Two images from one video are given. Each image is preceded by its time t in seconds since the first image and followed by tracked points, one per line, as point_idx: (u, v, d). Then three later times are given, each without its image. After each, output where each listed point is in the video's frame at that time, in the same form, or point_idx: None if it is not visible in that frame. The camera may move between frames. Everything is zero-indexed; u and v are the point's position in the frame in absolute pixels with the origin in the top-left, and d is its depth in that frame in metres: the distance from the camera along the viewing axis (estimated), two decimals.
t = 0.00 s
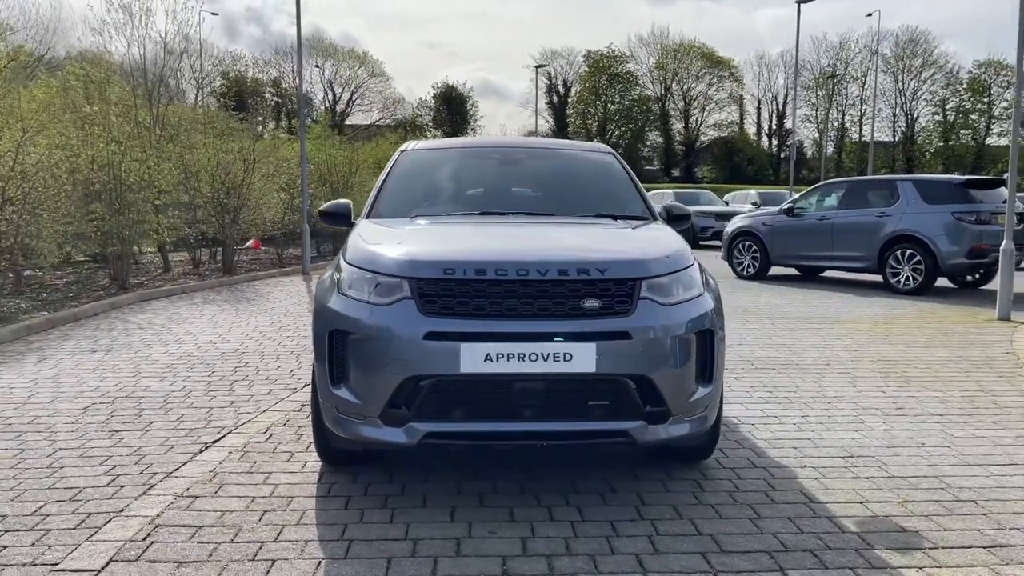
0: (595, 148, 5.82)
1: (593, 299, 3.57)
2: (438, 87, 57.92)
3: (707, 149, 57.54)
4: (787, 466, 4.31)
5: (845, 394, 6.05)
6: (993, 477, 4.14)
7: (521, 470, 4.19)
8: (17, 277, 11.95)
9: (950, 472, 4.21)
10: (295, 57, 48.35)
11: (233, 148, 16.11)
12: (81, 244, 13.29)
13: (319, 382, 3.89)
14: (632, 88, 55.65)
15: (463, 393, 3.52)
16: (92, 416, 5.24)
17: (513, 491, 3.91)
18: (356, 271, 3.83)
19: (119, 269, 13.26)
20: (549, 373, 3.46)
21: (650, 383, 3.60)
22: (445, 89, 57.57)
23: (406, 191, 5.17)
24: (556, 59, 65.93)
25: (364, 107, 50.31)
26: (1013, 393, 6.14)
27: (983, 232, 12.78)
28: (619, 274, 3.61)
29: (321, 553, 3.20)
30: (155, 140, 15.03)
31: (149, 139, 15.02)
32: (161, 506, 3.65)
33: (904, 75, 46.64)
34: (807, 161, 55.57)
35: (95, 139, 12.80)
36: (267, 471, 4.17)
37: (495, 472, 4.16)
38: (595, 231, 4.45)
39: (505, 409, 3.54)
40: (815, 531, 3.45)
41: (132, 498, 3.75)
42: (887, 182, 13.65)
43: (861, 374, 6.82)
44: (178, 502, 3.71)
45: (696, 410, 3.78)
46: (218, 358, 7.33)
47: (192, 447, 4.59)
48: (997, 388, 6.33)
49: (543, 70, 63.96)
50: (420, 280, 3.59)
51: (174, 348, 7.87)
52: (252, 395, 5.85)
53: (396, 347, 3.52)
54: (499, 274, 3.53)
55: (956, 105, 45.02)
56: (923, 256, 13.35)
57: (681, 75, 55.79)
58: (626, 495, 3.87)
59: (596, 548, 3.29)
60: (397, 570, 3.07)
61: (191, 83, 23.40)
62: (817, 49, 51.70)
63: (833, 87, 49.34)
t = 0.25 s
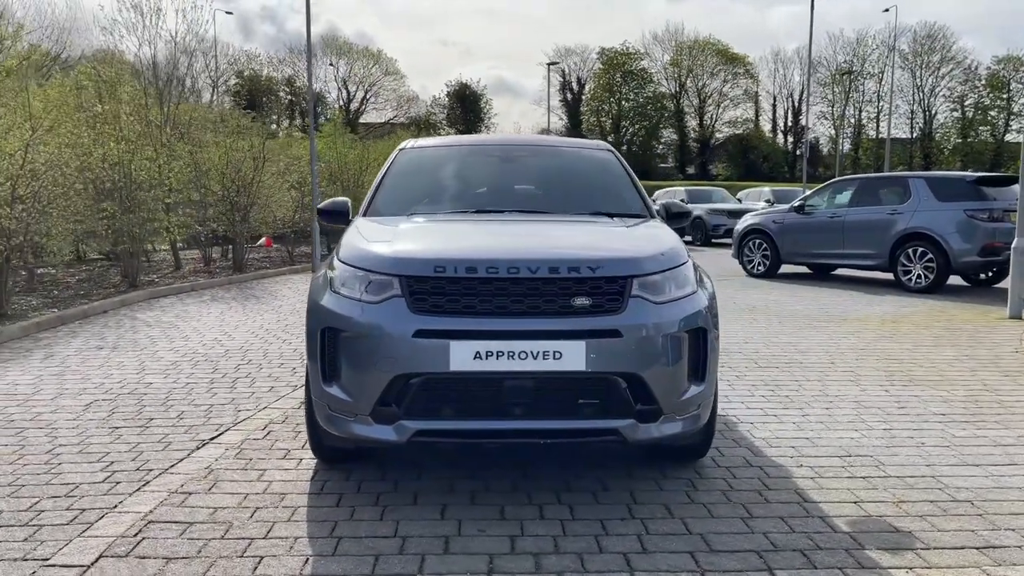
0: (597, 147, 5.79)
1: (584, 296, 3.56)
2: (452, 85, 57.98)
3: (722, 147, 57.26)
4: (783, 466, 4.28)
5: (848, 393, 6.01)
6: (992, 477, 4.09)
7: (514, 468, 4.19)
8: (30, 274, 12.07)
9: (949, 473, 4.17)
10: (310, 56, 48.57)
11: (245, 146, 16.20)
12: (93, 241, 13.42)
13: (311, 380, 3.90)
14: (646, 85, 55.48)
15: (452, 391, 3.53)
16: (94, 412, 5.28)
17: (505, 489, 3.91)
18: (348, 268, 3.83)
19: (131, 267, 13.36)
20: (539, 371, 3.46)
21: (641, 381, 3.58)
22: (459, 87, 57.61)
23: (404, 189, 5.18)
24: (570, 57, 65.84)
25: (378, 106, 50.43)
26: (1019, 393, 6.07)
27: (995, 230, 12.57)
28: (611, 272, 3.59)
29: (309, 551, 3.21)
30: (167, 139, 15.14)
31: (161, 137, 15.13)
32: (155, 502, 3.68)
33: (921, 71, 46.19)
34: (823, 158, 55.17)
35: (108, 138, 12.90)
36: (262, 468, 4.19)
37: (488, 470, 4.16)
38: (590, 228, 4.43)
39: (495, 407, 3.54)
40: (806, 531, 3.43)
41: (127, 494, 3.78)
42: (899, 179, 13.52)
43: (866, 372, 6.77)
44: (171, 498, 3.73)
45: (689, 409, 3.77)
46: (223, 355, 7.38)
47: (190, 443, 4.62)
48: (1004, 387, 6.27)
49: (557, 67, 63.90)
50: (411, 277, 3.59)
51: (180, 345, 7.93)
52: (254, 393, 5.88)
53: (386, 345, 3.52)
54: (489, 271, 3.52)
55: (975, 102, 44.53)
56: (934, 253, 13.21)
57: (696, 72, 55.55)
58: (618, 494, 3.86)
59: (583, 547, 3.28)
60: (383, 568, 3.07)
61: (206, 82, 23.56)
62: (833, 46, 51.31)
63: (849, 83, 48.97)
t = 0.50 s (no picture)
0: (596, 144, 5.79)
1: (578, 293, 3.56)
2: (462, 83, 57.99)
3: (732, 144, 57.03)
4: (780, 463, 4.27)
5: (849, 390, 5.99)
6: (990, 475, 4.07)
7: (511, 465, 4.20)
8: (40, 272, 12.16)
9: (947, 471, 4.15)
10: (320, 54, 48.65)
11: (253, 144, 16.25)
12: (102, 238, 13.50)
13: (307, 377, 3.91)
14: (656, 82, 55.33)
15: (446, 388, 3.54)
16: (97, 408, 5.33)
17: (500, 485, 3.92)
18: (343, 265, 3.85)
19: (139, 265, 13.44)
20: (532, 368, 3.46)
21: (635, 378, 3.59)
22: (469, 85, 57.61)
23: (402, 186, 5.20)
24: (580, 54, 65.74)
25: (389, 104, 50.50)
26: None
27: (1005, 227, 12.50)
28: (605, 269, 3.59)
29: (302, 546, 3.23)
30: (175, 137, 15.19)
31: (169, 135, 15.18)
32: (152, 497, 3.71)
33: (934, 68, 45.82)
34: (834, 155, 54.87)
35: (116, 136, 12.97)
36: (260, 464, 4.21)
37: (485, 467, 4.17)
38: (587, 226, 4.43)
39: (488, 403, 3.55)
40: (800, 528, 3.42)
41: (125, 490, 3.81)
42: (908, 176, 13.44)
43: (869, 370, 6.73)
44: (168, 493, 3.76)
45: (684, 406, 3.76)
46: (227, 352, 7.42)
47: (189, 439, 4.65)
48: (1008, 385, 6.22)
49: (567, 65, 63.82)
50: (405, 274, 3.60)
51: (184, 342, 7.97)
52: (255, 389, 5.92)
53: (380, 342, 3.53)
54: (483, 268, 3.53)
55: (988, 98, 44.16)
56: (943, 251, 13.11)
57: (706, 70, 55.36)
58: (613, 491, 3.87)
59: (576, 543, 3.28)
60: (375, 564, 3.08)
61: (215, 80, 23.64)
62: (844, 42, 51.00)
63: (861, 80, 48.69)
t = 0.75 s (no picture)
0: (597, 139, 5.77)
1: (573, 287, 3.55)
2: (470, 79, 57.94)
3: (742, 140, 56.78)
4: (779, 458, 4.26)
5: (852, 386, 5.95)
6: (990, 471, 4.04)
7: (508, 459, 4.20)
8: (47, 268, 12.23)
9: (946, 466, 4.12)
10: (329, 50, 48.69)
11: (261, 140, 16.28)
12: (109, 234, 13.55)
13: (303, 372, 3.92)
14: (666, 79, 55.15)
15: (441, 382, 3.54)
16: (98, 403, 5.35)
17: (496, 479, 3.92)
18: (339, 260, 3.85)
19: (146, 261, 13.50)
20: (526, 362, 3.46)
21: (630, 373, 3.58)
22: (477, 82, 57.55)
23: (402, 181, 5.19)
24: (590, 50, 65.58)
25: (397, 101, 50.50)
26: None
27: (1013, 223, 12.34)
28: (600, 263, 3.58)
29: (296, 539, 3.23)
30: (183, 134, 15.24)
31: (177, 132, 15.23)
32: (149, 490, 3.72)
33: (946, 63, 45.50)
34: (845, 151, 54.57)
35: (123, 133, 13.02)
36: (257, 457, 4.22)
37: (482, 461, 4.17)
38: (585, 220, 4.42)
39: (483, 398, 3.55)
40: (795, 523, 3.40)
41: (122, 483, 3.83)
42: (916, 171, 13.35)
43: (872, 366, 6.70)
44: (165, 487, 3.77)
45: (680, 401, 3.75)
46: (230, 347, 7.44)
47: (188, 433, 4.67)
48: (1013, 381, 6.17)
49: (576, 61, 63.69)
50: (400, 268, 3.60)
51: (188, 337, 8.00)
52: (256, 384, 5.93)
53: (375, 337, 3.53)
54: (478, 263, 3.52)
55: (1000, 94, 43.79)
56: (951, 247, 13.03)
57: (716, 66, 55.15)
58: (609, 485, 3.86)
59: (569, 537, 3.28)
60: (367, 557, 3.09)
61: (224, 77, 23.69)
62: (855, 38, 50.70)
63: (872, 76, 48.40)
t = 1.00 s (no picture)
0: (600, 132, 5.74)
1: (573, 282, 3.53)
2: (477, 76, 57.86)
3: (750, 136, 56.57)
4: (782, 454, 4.23)
5: (857, 382, 5.92)
6: (994, 468, 4.00)
7: (509, 454, 4.19)
8: (55, 263, 12.27)
9: (950, 462, 4.09)
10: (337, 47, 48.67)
11: (268, 137, 16.29)
12: (116, 230, 13.58)
13: (304, 367, 3.91)
14: (673, 74, 54.96)
15: (440, 376, 3.53)
16: (101, 397, 5.36)
17: (497, 474, 3.91)
18: (339, 254, 3.84)
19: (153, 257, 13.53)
20: (526, 357, 3.44)
21: (631, 368, 3.56)
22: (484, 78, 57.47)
23: (404, 176, 5.18)
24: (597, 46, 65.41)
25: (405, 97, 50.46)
26: None
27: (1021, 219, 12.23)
28: (601, 258, 3.56)
29: (296, 534, 3.23)
30: (190, 130, 15.26)
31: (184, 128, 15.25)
32: (150, 484, 3.73)
33: (956, 58, 45.22)
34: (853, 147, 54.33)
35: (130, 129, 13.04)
36: (259, 452, 4.22)
37: (483, 457, 4.16)
38: (587, 214, 4.39)
39: (483, 392, 3.54)
40: (797, 519, 3.38)
41: (123, 477, 3.83)
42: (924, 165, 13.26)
43: (878, 362, 6.66)
44: (166, 481, 3.78)
45: (681, 396, 3.73)
46: (234, 342, 7.45)
47: (191, 428, 4.67)
48: (1020, 377, 6.13)
49: (583, 57, 63.55)
50: (400, 263, 3.59)
51: (193, 333, 8.02)
52: (259, 379, 5.93)
53: (375, 331, 3.52)
54: (478, 257, 3.51)
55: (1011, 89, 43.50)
56: (959, 242, 12.97)
57: (724, 61, 54.93)
58: (611, 481, 3.84)
59: (569, 533, 3.26)
60: (367, 552, 3.08)
61: (232, 73, 23.71)
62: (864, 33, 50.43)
63: (881, 71, 48.14)
